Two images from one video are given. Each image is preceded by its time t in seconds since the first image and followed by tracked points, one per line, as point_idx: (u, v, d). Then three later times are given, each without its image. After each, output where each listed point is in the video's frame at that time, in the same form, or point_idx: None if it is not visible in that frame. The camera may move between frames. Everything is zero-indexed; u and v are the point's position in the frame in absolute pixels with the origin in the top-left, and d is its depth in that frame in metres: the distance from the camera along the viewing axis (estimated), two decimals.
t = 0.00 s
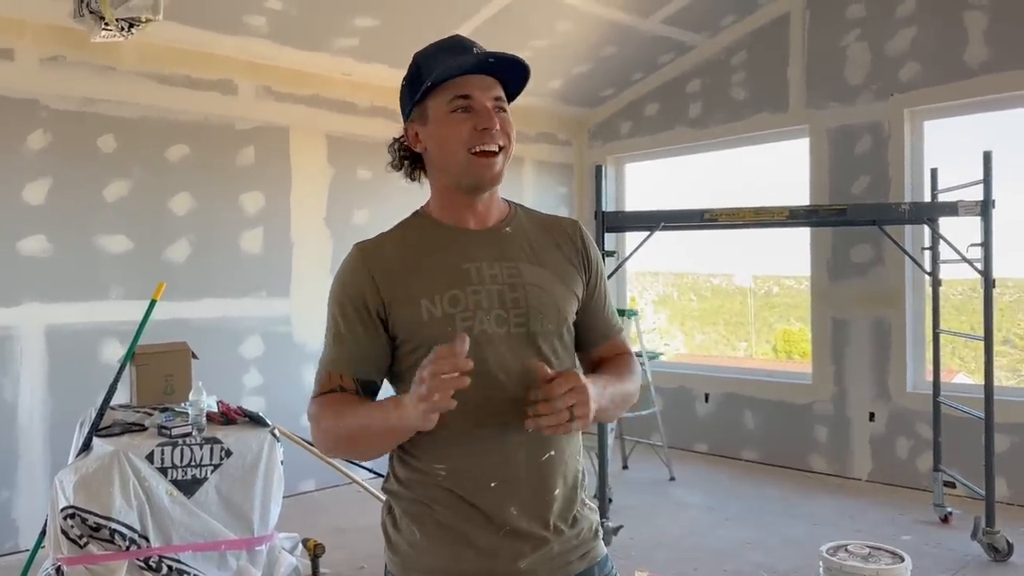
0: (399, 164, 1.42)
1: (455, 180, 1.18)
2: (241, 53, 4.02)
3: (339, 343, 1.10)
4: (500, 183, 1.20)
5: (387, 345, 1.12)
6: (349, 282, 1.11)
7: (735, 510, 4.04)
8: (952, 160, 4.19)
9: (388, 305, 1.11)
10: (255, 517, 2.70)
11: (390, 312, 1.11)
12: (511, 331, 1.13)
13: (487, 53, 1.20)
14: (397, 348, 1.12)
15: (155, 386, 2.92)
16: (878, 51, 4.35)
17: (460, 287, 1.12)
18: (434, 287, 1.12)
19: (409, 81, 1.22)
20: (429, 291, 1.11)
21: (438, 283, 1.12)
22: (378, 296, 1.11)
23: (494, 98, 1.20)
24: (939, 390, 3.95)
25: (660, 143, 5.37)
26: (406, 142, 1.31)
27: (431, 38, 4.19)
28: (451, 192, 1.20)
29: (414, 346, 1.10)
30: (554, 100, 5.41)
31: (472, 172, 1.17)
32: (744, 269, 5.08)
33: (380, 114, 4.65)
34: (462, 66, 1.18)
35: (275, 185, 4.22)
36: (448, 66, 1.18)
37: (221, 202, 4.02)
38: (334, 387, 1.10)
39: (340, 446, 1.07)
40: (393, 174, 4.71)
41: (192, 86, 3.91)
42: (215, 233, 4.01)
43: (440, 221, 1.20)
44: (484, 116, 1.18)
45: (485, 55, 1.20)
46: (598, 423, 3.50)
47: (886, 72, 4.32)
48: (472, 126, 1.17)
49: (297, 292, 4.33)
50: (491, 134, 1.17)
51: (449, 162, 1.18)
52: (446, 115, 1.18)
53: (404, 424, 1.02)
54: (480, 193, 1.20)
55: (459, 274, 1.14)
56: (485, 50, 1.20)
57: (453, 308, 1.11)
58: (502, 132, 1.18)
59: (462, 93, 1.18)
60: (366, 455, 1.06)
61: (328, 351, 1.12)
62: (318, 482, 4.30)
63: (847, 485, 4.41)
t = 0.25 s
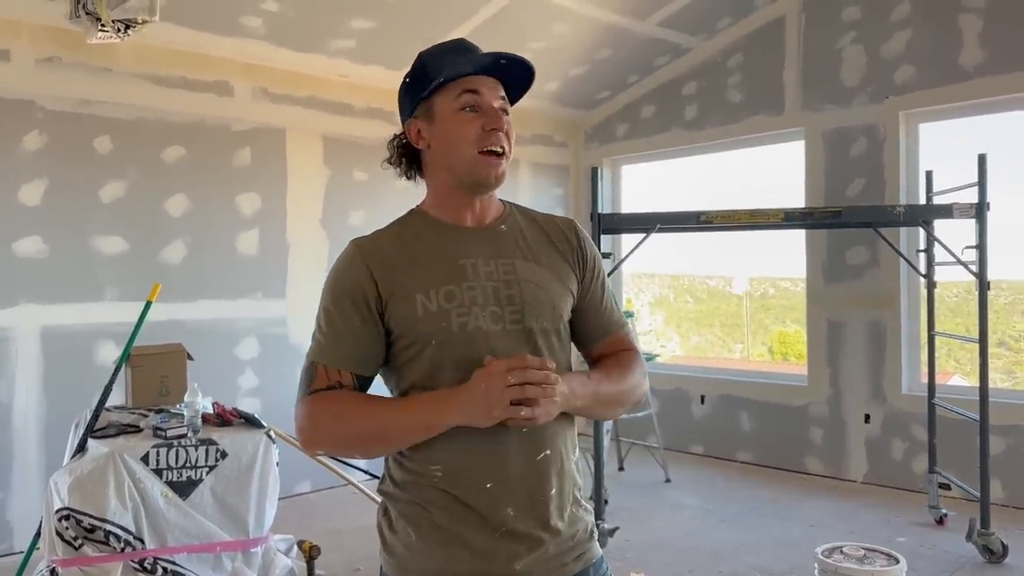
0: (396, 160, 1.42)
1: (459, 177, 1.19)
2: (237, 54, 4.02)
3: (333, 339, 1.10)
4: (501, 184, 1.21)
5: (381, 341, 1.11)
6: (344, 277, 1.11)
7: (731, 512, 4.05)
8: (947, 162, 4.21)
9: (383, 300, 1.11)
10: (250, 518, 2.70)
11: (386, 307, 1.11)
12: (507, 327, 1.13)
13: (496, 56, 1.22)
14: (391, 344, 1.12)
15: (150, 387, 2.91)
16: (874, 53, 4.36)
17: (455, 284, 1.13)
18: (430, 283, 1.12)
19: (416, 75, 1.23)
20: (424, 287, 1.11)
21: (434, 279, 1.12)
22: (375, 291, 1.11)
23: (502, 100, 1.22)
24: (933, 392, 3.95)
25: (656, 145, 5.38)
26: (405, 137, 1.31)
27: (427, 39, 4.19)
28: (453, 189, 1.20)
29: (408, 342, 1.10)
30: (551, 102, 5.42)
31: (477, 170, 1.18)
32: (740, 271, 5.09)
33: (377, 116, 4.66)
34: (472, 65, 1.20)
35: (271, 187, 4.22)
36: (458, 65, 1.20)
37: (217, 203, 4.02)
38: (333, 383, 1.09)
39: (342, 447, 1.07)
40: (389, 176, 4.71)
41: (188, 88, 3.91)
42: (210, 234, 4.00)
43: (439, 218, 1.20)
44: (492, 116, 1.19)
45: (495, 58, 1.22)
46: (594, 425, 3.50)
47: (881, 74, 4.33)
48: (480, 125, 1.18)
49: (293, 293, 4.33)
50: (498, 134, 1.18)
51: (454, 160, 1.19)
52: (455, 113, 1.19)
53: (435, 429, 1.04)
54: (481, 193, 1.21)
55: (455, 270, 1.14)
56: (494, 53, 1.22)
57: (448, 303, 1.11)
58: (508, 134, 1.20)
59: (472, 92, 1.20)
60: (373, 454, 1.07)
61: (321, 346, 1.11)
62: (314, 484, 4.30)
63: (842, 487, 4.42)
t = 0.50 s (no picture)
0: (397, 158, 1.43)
1: (461, 176, 1.20)
2: (231, 55, 4.02)
3: (329, 337, 1.10)
4: (502, 185, 1.23)
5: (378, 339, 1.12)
6: (341, 275, 1.11)
7: (725, 513, 4.05)
8: (940, 165, 4.22)
9: (381, 298, 1.11)
10: (244, 520, 2.70)
11: (383, 305, 1.11)
12: (505, 326, 1.14)
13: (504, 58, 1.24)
14: (387, 342, 1.12)
15: (144, 388, 2.91)
16: (867, 56, 4.38)
17: (453, 282, 1.13)
18: (428, 281, 1.12)
19: (421, 71, 1.23)
20: (421, 285, 1.12)
21: (431, 277, 1.13)
22: (372, 289, 1.11)
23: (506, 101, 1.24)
24: (926, 394, 3.97)
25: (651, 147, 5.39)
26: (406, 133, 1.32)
27: (422, 40, 4.19)
28: (453, 188, 1.21)
29: (405, 340, 1.10)
30: (546, 104, 5.43)
31: (479, 170, 1.19)
32: (735, 273, 5.10)
33: (371, 117, 4.65)
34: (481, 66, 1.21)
35: (266, 188, 4.21)
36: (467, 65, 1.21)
37: (211, 204, 4.01)
38: (327, 381, 1.10)
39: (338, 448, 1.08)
40: (384, 177, 4.71)
41: (182, 88, 3.91)
42: (205, 235, 4.00)
43: (438, 215, 1.21)
44: (498, 118, 1.21)
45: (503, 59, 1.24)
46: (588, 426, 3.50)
47: (874, 77, 4.35)
48: (485, 125, 1.19)
49: (288, 295, 4.32)
50: (503, 135, 1.20)
51: (458, 158, 1.20)
52: (460, 112, 1.20)
53: (428, 430, 1.04)
54: (482, 193, 1.22)
55: (453, 268, 1.15)
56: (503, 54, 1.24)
57: (446, 301, 1.11)
58: (512, 136, 1.21)
59: (478, 93, 1.21)
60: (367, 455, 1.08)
61: (317, 344, 1.11)
62: (308, 485, 4.30)
63: (836, 488, 4.43)
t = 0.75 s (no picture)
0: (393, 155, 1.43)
1: (459, 177, 1.21)
2: (223, 56, 4.01)
3: (327, 339, 1.09)
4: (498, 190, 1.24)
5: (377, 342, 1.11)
6: (339, 277, 1.11)
7: (716, 515, 4.06)
8: (931, 167, 4.24)
9: (380, 302, 1.11)
10: (235, 522, 2.69)
11: (382, 307, 1.11)
12: (503, 329, 1.15)
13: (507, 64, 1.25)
14: (386, 345, 1.12)
15: (134, 390, 2.90)
16: (858, 59, 4.39)
17: (452, 286, 1.14)
18: (428, 285, 1.13)
19: (424, 69, 1.24)
20: (421, 289, 1.12)
21: (431, 280, 1.13)
22: (371, 291, 1.11)
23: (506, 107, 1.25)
24: (916, 396, 3.98)
25: (643, 150, 5.40)
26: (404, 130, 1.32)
27: (415, 42, 4.19)
28: (450, 188, 1.22)
29: (405, 343, 1.11)
30: (538, 105, 5.43)
31: (477, 172, 1.20)
32: (726, 275, 5.12)
33: (364, 118, 4.65)
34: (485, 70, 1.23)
35: (257, 189, 4.20)
36: (471, 67, 1.22)
37: (202, 205, 4.00)
38: (328, 383, 1.09)
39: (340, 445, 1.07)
40: (376, 179, 4.70)
41: (173, 88, 3.89)
42: (196, 236, 3.98)
43: (433, 217, 1.22)
44: (498, 122, 1.22)
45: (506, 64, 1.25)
46: (580, 428, 3.50)
47: (865, 80, 4.37)
48: (486, 129, 1.21)
49: (278, 296, 4.31)
50: (502, 140, 1.21)
51: (457, 159, 1.20)
52: (462, 114, 1.21)
53: (422, 407, 1.03)
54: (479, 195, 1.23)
55: (452, 272, 1.15)
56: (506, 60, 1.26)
57: (445, 305, 1.12)
58: (511, 142, 1.23)
59: (480, 96, 1.23)
60: (369, 448, 1.07)
61: (314, 346, 1.11)
62: (299, 487, 4.28)
63: (826, 490, 4.45)
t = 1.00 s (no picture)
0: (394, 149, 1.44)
1: (457, 173, 1.21)
2: (211, 55, 3.99)
3: (326, 338, 1.10)
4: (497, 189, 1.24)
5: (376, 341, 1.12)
6: (337, 277, 1.11)
7: (704, 515, 4.07)
8: (918, 170, 4.27)
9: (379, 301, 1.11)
10: (222, 523, 2.68)
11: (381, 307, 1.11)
12: (504, 329, 1.14)
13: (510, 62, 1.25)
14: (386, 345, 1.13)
15: (121, 390, 2.88)
16: (846, 62, 4.42)
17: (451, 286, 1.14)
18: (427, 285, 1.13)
19: (425, 65, 1.24)
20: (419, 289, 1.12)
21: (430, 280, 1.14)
22: (368, 291, 1.11)
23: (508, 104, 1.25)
24: (903, 397, 4.00)
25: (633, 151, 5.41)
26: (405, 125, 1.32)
27: (404, 42, 4.18)
28: (448, 184, 1.22)
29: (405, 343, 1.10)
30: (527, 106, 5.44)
31: (476, 170, 1.20)
32: (715, 276, 5.13)
33: (353, 118, 4.64)
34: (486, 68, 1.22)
35: (246, 190, 4.19)
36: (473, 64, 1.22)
37: (191, 205, 3.99)
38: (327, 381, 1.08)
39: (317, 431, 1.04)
40: (365, 179, 4.70)
41: (161, 88, 3.88)
42: (183, 236, 3.97)
43: (431, 216, 1.23)
44: (498, 120, 1.22)
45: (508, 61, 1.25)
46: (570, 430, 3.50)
47: (853, 83, 4.39)
48: (485, 127, 1.20)
49: (267, 297, 4.29)
50: (502, 138, 1.21)
51: (456, 156, 1.20)
52: (463, 110, 1.21)
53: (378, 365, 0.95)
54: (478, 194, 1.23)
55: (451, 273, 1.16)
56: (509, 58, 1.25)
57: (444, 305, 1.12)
58: (512, 141, 1.22)
59: (481, 93, 1.22)
60: (342, 429, 1.03)
61: (313, 345, 1.11)
62: (287, 489, 4.27)
63: (814, 490, 4.47)
